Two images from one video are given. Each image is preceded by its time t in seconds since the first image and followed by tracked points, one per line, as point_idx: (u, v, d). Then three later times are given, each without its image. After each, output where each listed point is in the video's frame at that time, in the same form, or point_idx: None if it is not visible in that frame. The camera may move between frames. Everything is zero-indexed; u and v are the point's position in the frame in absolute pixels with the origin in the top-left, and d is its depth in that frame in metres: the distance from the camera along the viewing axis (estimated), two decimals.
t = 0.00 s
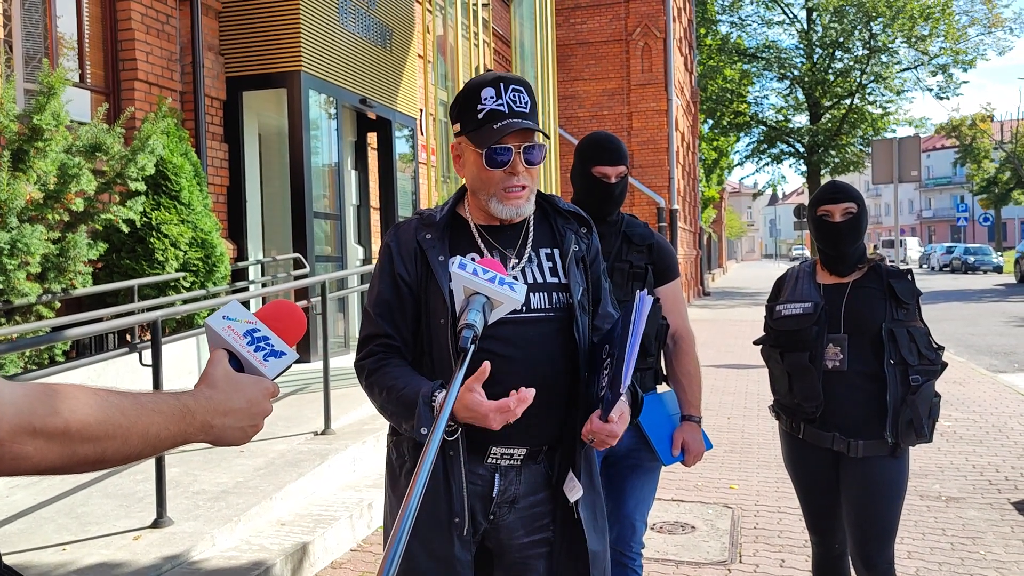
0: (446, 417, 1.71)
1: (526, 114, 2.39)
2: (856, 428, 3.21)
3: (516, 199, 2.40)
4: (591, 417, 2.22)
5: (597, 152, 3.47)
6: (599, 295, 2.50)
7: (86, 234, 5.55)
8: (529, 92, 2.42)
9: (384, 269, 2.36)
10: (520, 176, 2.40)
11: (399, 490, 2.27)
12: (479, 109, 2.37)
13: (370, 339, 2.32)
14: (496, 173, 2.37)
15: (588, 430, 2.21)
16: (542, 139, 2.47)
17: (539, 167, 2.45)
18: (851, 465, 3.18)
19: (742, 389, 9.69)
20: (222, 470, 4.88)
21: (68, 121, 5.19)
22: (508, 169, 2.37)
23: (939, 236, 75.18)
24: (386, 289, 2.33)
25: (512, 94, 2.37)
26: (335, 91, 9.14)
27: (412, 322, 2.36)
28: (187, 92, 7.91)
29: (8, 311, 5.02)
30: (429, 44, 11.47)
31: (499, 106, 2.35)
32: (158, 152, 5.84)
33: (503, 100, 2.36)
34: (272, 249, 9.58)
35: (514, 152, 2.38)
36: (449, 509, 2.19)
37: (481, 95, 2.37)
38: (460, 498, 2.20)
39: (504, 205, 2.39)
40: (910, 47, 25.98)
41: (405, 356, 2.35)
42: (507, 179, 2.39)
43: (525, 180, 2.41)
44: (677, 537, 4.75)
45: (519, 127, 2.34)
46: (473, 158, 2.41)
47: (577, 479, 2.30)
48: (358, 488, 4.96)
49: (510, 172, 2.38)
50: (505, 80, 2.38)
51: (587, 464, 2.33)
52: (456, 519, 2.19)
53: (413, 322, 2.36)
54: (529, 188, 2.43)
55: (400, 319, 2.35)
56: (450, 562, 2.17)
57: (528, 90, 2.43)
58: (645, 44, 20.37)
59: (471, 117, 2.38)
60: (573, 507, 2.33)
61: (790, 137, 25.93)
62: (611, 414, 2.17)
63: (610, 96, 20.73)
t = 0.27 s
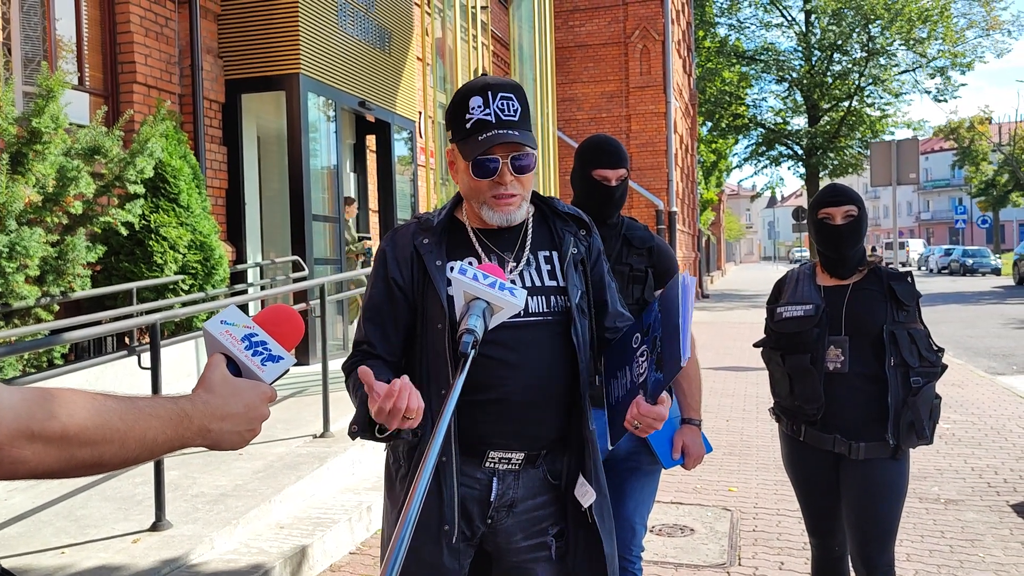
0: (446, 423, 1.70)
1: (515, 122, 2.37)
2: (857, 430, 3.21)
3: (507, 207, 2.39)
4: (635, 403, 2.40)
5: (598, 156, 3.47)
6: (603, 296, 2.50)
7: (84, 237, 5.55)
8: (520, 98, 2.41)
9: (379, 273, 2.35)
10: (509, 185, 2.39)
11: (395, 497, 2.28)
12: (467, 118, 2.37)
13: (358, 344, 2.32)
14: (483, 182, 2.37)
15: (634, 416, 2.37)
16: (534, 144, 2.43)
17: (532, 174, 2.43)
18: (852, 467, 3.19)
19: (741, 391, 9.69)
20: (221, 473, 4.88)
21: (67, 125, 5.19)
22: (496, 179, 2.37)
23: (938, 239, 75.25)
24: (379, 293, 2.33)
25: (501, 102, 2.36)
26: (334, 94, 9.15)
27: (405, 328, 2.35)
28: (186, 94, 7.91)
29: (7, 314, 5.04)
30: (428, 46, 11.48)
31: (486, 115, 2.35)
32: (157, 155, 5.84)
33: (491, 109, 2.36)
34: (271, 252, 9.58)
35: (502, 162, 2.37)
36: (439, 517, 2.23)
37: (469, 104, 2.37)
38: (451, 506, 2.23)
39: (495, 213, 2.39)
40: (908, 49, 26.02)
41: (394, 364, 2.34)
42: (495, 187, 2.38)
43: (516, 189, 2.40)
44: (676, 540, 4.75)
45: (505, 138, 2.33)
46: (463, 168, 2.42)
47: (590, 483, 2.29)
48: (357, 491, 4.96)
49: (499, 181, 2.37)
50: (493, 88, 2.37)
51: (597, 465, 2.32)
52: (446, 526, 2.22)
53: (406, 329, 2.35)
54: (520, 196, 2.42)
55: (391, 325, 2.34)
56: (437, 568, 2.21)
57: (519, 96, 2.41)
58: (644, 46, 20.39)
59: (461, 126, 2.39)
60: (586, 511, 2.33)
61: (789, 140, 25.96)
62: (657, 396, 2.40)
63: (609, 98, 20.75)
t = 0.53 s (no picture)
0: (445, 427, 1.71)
1: (502, 117, 2.36)
2: (857, 432, 3.21)
3: (495, 202, 2.38)
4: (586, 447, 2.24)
5: (599, 157, 3.46)
6: (600, 301, 2.46)
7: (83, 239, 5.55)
8: (513, 95, 2.40)
9: (378, 278, 2.36)
10: (496, 179, 2.38)
11: (394, 498, 2.28)
12: (458, 113, 2.39)
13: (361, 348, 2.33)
14: (470, 176, 2.39)
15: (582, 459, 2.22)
16: (524, 140, 2.42)
17: (523, 171, 2.42)
18: (853, 468, 3.19)
19: (741, 393, 9.69)
20: (220, 475, 4.87)
21: (65, 126, 5.19)
22: (481, 173, 2.38)
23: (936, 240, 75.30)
24: (379, 298, 2.33)
25: (490, 98, 2.37)
26: (333, 96, 9.16)
27: (406, 329, 2.36)
28: (184, 96, 7.90)
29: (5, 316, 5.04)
30: (427, 48, 11.49)
31: (474, 110, 2.36)
32: (155, 157, 5.83)
33: (481, 103, 2.36)
34: (270, 254, 9.57)
35: (488, 156, 2.39)
36: (431, 520, 2.21)
37: (461, 100, 2.39)
38: (443, 508, 2.21)
39: (483, 208, 2.38)
40: (906, 51, 26.03)
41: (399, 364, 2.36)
42: (482, 182, 2.39)
43: (503, 183, 2.39)
44: (675, 542, 4.74)
45: (490, 130, 2.34)
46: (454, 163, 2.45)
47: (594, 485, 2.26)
48: (356, 493, 4.95)
49: (485, 175, 2.38)
50: (484, 85, 2.38)
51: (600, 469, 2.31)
52: (438, 530, 2.21)
53: (408, 331, 2.36)
54: (509, 191, 2.40)
55: (393, 328, 2.35)
56: (429, 570, 2.20)
57: (512, 94, 2.40)
58: (643, 48, 20.40)
59: (451, 121, 2.42)
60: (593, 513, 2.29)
61: (788, 141, 25.99)
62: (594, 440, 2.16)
63: (607, 100, 20.74)
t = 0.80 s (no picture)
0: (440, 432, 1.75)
1: (500, 124, 2.36)
2: (856, 434, 3.21)
3: (492, 207, 2.39)
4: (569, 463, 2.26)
5: (600, 160, 3.46)
6: (596, 303, 2.48)
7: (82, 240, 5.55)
8: (512, 100, 2.40)
9: (379, 278, 2.36)
10: (494, 185, 2.38)
11: (394, 498, 2.27)
12: (457, 118, 2.40)
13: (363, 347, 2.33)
14: (468, 181, 2.39)
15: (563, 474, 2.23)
16: (522, 146, 2.42)
17: (520, 176, 2.42)
18: (852, 470, 3.19)
19: (740, 395, 9.69)
20: (218, 476, 4.87)
21: (65, 128, 5.19)
22: (480, 178, 2.38)
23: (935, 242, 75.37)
24: (380, 298, 2.33)
25: (489, 103, 2.37)
26: (332, 98, 9.16)
27: (407, 330, 2.36)
28: (184, 97, 7.91)
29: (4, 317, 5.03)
30: (426, 50, 11.50)
31: (473, 115, 2.37)
32: (154, 158, 5.83)
33: (479, 109, 2.37)
34: (269, 255, 9.57)
35: (486, 161, 2.38)
36: (440, 517, 2.22)
37: (460, 105, 2.40)
38: (451, 506, 2.21)
39: (479, 214, 2.39)
40: (905, 53, 26.08)
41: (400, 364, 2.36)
42: (479, 188, 2.39)
43: (500, 189, 2.39)
44: (674, 544, 4.74)
45: (487, 136, 2.34)
46: (452, 167, 2.45)
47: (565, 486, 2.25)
48: (355, 495, 4.95)
49: (482, 181, 2.38)
50: (483, 90, 2.38)
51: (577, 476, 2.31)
52: (446, 527, 2.21)
53: (409, 333, 2.36)
54: (506, 197, 2.40)
55: (394, 328, 2.35)
56: (435, 567, 2.20)
57: (511, 99, 2.40)
58: (642, 50, 20.44)
59: (451, 126, 2.42)
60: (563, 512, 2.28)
61: (787, 143, 26.01)
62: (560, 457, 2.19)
63: (606, 101, 20.76)
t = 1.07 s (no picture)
0: (437, 431, 1.76)
1: (497, 125, 2.36)
2: (854, 435, 3.21)
3: (488, 209, 2.39)
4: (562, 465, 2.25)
5: (599, 161, 3.46)
6: (592, 304, 2.47)
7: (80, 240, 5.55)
8: (508, 103, 2.40)
9: (375, 279, 2.36)
10: (490, 187, 2.39)
11: (390, 499, 2.27)
12: (453, 119, 2.40)
13: (359, 347, 2.33)
14: (464, 182, 2.39)
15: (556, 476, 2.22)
16: (518, 148, 2.42)
17: (516, 177, 2.42)
18: (849, 470, 3.19)
19: (738, 396, 9.70)
20: (216, 477, 4.86)
21: (63, 128, 5.19)
22: (476, 179, 2.38)
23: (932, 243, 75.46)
24: (376, 299, 2.33)
25: (485, 105, 2.37)
26: (331, 99, 9.16)
27: (402, 330, 2.36)
28: (182, 98, 7.91)
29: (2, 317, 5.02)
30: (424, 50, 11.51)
31: (469, 117, 2.36)
32: (153, 158, 5.83)
33: (476, 111, 2.37)
34: (268, 256, 9.56)
35: (482, 163, 2.38)
36: (434, 517, 2.22)
37: (456, 107, 2.40)
38: (446, 506, 2.21)
39: (476, 215, 2.39)
40: (903, 55, 26.11)
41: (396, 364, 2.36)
42: (475, 189, 2.39)
43: (496, 191, 2.39)
44: (672, 545, 4.74)
45: (484, 138, 2.34)
46: (448, 168, 2.45)
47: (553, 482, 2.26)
48: (353, 495, 4.94)
49: (479, 182, 2.38)
50: (479, 92, 2.38)
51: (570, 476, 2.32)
52: (441, 526, 2.21)
53: (404, 333, 2.36)
54: (502, 199, 2.41)
55: (390, 328, 2.35)
56: (431, 567, 2.20)
57: (507, 101, 2.41)
58: (640, 51, 20.46)
59: (447, 128, 2.42)
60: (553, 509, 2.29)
61: (785, 144, 26.04)
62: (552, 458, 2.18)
63: (605, 103, 20.77)
